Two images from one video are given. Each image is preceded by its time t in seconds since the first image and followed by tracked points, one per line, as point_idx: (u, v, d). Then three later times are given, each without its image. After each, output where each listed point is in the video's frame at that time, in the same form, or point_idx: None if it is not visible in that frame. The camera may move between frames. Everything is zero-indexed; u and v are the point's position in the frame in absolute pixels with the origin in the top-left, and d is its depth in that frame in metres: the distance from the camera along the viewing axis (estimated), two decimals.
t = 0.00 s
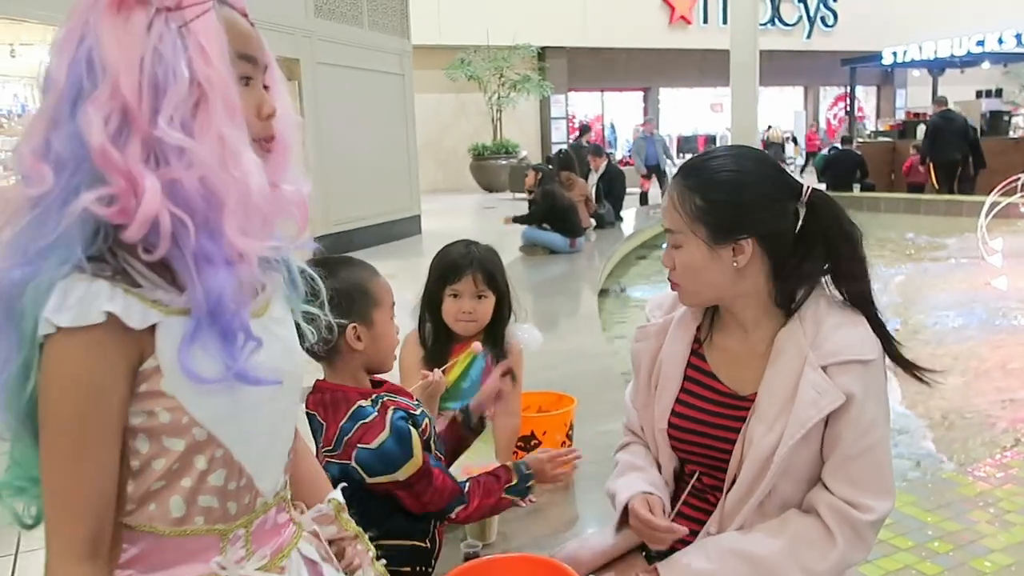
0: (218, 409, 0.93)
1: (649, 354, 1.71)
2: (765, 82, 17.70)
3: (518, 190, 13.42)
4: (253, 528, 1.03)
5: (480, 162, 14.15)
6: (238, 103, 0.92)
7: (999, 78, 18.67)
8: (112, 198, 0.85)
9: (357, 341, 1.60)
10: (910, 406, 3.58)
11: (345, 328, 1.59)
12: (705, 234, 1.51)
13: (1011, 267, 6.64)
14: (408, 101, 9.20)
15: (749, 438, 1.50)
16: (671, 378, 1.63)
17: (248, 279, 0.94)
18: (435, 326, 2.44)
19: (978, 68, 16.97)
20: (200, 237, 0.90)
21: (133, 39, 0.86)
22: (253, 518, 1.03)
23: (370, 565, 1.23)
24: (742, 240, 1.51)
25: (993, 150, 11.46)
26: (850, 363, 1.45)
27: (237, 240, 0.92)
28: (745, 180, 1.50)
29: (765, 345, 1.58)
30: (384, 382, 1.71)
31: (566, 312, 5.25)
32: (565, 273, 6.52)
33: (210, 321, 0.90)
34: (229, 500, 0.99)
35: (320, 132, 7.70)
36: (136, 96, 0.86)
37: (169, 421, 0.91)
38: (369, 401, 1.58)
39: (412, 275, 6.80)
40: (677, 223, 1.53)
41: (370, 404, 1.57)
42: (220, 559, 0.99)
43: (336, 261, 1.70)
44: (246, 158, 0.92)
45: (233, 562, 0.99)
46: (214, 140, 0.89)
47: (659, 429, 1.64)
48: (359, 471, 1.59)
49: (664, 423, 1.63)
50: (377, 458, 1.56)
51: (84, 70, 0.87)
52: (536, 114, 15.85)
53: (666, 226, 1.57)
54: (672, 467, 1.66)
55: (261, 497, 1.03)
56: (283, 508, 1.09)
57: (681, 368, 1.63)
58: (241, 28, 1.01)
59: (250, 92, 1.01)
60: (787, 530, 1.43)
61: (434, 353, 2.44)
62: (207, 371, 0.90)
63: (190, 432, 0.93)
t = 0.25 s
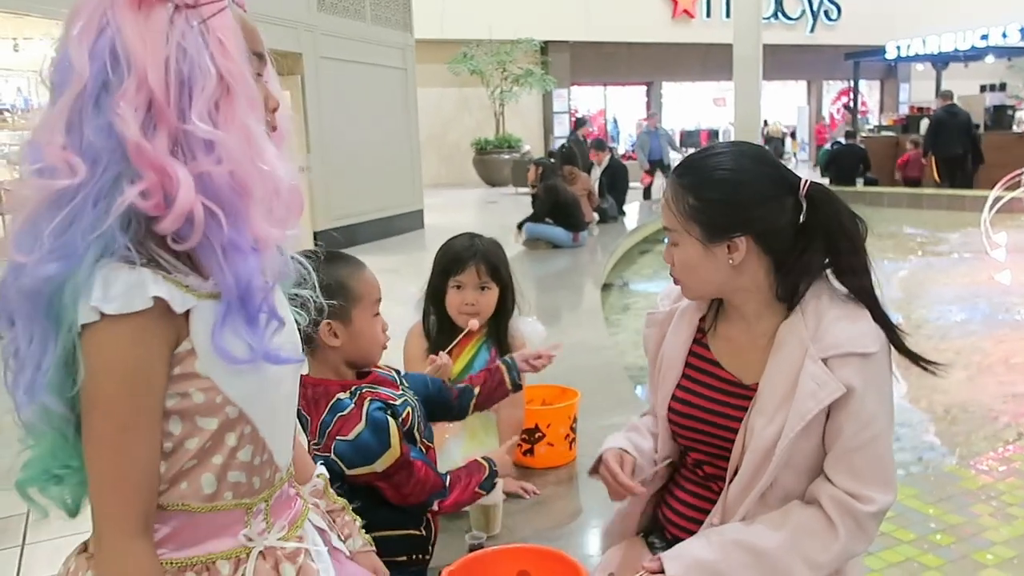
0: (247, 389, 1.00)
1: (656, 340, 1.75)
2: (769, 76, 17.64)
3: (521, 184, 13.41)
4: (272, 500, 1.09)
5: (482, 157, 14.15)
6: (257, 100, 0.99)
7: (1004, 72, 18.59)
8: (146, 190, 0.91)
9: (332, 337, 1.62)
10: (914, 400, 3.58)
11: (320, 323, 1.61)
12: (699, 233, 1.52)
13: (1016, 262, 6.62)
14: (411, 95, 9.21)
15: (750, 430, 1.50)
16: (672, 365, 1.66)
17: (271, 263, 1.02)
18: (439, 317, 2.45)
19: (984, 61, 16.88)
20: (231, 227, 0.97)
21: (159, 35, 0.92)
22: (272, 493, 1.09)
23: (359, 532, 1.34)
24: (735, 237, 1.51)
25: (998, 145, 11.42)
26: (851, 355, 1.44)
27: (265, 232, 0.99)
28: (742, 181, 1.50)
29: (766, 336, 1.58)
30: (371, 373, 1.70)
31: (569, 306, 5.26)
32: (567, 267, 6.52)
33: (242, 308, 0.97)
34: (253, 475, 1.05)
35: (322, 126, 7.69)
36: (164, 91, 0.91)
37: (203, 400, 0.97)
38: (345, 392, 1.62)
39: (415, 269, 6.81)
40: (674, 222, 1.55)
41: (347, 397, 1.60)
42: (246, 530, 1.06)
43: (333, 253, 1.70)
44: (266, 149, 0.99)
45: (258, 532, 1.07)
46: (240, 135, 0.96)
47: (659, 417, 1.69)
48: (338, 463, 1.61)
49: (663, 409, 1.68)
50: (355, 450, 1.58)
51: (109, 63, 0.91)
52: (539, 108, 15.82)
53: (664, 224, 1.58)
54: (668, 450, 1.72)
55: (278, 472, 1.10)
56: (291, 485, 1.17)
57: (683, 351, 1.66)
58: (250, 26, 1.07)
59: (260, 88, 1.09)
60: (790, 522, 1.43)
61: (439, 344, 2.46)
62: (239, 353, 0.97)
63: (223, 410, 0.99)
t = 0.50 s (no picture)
0: (264, 368, 1.04)
1: (666, 324, 1.77)
2: (773, 70, 17.60)
3: (524, 179, 13.39)
4: (287, 478, 1.14)
5: (486, 151, 14.13)
6: (254, 89, 1.01)
7: (1010, 66, 18.51)
8: (150, 180, 0.95)
9: (326, 333, 1.66)
10: (919, 394, 3.58)
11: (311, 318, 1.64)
12: (705, 225, 1.52)
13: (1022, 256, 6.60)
14: (414, 89, 9.21)
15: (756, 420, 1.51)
16: (681, 351, 1.68)
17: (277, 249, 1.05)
18: (445, 309, 2.45)
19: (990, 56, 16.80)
20: (232, 215, 1.00)
21: (155, 30, 0.95)
22: (286, 472, 1.14)
23: (353, 522, 1.34)
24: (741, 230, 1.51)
25: (1003, 139, 11.39)
26: (856, 346, 1.45)
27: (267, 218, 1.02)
28: (752, 174, 1.50)
29: (775, 326, 1.59)
30: (370, 365, 1.73)
31: (573, 301, 5.26)
32: (571, 262, 6.52)
33: (251, 291, 1.02)
34: (269, 454, 1.10)
35: (325, 121, 7.69)
36: (161, 85, 0.95)
37: (221, 379, 1.02)
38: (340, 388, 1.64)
39: (419, 263, 6.82)
40: (682, 217, 1.55)
41: (340, 393, 1.62)
42: (264, 508, 1.10)
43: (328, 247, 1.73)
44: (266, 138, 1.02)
45: (275, 510, 1.11)
46: (239, 125, 0.99)
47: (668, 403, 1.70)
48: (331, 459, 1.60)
49: (670, 396, 1.69)
50: (346, 445, 1.58)
51: (110, 58, 0.95)
52: (542, 103, 15.80)
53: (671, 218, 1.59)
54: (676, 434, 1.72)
55: (291, 451, 1.15)
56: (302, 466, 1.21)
57: (690, 340, 1.68)
58: (253, 16, 1.10)
59: (261, 76, 1.11)
60: (797, 512, 1.44)
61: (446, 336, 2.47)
62: (253, 333, 1.02)
63: (241, 389, 1.03)
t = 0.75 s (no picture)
0: (271, 358, 1.05)
1: (677, 319, 1.77)
2: (777, 66, 17.57)
3: (528, 175, 13.38)
4: (295, 471, 1.15)
5: (489, 147, 14.12)
6: (242, 83, 1.01)
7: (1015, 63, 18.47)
8: (139, 177, 0.97)
9: (334, 329, 1.66)
10: (926, 391, 3.58)
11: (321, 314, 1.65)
12: (717, 221, 1.52)
13: None
14: (418, 85, 9.19)
15: (768, 415, 1.51)
16: (693, 345, 1.68)
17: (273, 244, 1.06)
18: (452, 303, 2.45)
19: (996, 52, 16.76)
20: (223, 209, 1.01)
21: (142, 30, 0.97)
22: (294, 465, 1.15)
23: (371, 517, 1.34)
24: (752, 226, 1.51)
25: (1008, 136, 11.36)
26: (868, 342, 1.44)
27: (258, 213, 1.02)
28: (764, 169, 1.50)
29: (787, 321, 1.58)
30: (380, 361, 1.73)
31: (578, 297, 5.26)
32: (577, 258, 6.52)
33: (250, 284, 1.02)
34: (278, 445, 1.11)
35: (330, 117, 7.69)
36: (149, 84, 0.96)
37: (226, 369, 1.03)
38: (350, 384, 1.64)
39: (424, 259, 6.82)
40: (694, 213, 1.55)
41: (350, 389, 1.62)
42: (272, 499, 1.11)
43: (334, 246, 1.74)
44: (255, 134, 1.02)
45: (284, 502, 1.12)
46: (225, 122, 0.99)
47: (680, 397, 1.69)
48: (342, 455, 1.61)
49: (683, 389, 1.69)
50: (355, 442, 1.58)
51: (104, 60, 0.98)
52: (546, 99, 15.78)
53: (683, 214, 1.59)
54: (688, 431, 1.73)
55: (301, 444, 1.16)
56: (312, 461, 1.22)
57: (702, 336, 1.67)
58: (253, 5, 1.09)
59: (258, 68, 1.10)
60: (810, 508, 1.43)
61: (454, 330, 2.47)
62: (257, 324, 1.02)
63: (245, 379, 1.04)
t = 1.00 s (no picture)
0: (259, 361, 1.04)
1: (680, 321, 1.77)
2: (773, 68, 17.59)
3: (524, 176, 13.38)
4: (288, 477, 1.14)
5: (485, 148, 14.12)
6: (221, 88, 1.00)
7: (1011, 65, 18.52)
8: (118, 180, 0.98)
9: (334, 330, 1.65)
10: (925, 394, 3.58)
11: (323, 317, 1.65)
12: (720, 224, 1.51)
13: None
14: (416, 86, 9.18)
15: (773, 419, 1.50)
16: (696, 347, 1.67)
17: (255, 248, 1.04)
18: (453, 305, 2.44)
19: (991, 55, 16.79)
20: (197, 213, 1.00)
21: (126, 34, 0.98)
22: (287, 471, 1.14)
23: (376, 529, 1.33)
24: (755, 228, 1.50)
25: (1003, 139, 11.40)
26: (874, 345, 1.44)
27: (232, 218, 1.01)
28: (769, 171, 1.49)
29: (791, 324, 1.58)
30: (379, 364, 1.72)
31: (576, 298, 5.25)
32: (574, 259, 6.51)
33: (231, 288, 1.01)
34: (267, 449, 1.10)
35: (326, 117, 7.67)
36: (130, 88, 0.97)
37: (207, 372, 1.03)
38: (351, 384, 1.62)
39: (420, 260, 6.81)
40: (696, 215, 1.54)
41: (352, 387, 1.60)
42: (260, 504, 1.11)
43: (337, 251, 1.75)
44: (233, 138, 1.01)
45: (273, 508, 1.11)
46: (200, 126, 0.98)
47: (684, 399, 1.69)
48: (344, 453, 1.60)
49: (687, 392, 1.68)
50: (354, 440, 1.56)
51: (94, 66, 1.00)
52: (542, 100, 15.78)
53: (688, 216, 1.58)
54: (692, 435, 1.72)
55: (294, 450, 1.15)
56: (310, 465, 1.21)
57: (705, 338, 1.67)
58: (251, 7, 1.07)
59: (247, 69, 1.06)
60: (816, 511, 1.43)
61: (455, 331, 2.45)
62: (240, 327, 1.02)
63: (228, 382, 1.04)
